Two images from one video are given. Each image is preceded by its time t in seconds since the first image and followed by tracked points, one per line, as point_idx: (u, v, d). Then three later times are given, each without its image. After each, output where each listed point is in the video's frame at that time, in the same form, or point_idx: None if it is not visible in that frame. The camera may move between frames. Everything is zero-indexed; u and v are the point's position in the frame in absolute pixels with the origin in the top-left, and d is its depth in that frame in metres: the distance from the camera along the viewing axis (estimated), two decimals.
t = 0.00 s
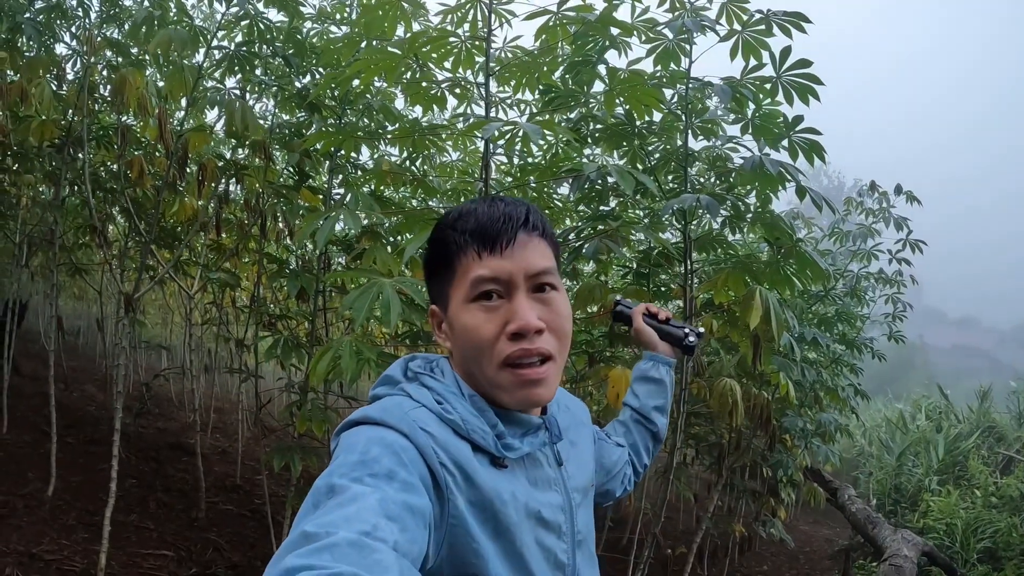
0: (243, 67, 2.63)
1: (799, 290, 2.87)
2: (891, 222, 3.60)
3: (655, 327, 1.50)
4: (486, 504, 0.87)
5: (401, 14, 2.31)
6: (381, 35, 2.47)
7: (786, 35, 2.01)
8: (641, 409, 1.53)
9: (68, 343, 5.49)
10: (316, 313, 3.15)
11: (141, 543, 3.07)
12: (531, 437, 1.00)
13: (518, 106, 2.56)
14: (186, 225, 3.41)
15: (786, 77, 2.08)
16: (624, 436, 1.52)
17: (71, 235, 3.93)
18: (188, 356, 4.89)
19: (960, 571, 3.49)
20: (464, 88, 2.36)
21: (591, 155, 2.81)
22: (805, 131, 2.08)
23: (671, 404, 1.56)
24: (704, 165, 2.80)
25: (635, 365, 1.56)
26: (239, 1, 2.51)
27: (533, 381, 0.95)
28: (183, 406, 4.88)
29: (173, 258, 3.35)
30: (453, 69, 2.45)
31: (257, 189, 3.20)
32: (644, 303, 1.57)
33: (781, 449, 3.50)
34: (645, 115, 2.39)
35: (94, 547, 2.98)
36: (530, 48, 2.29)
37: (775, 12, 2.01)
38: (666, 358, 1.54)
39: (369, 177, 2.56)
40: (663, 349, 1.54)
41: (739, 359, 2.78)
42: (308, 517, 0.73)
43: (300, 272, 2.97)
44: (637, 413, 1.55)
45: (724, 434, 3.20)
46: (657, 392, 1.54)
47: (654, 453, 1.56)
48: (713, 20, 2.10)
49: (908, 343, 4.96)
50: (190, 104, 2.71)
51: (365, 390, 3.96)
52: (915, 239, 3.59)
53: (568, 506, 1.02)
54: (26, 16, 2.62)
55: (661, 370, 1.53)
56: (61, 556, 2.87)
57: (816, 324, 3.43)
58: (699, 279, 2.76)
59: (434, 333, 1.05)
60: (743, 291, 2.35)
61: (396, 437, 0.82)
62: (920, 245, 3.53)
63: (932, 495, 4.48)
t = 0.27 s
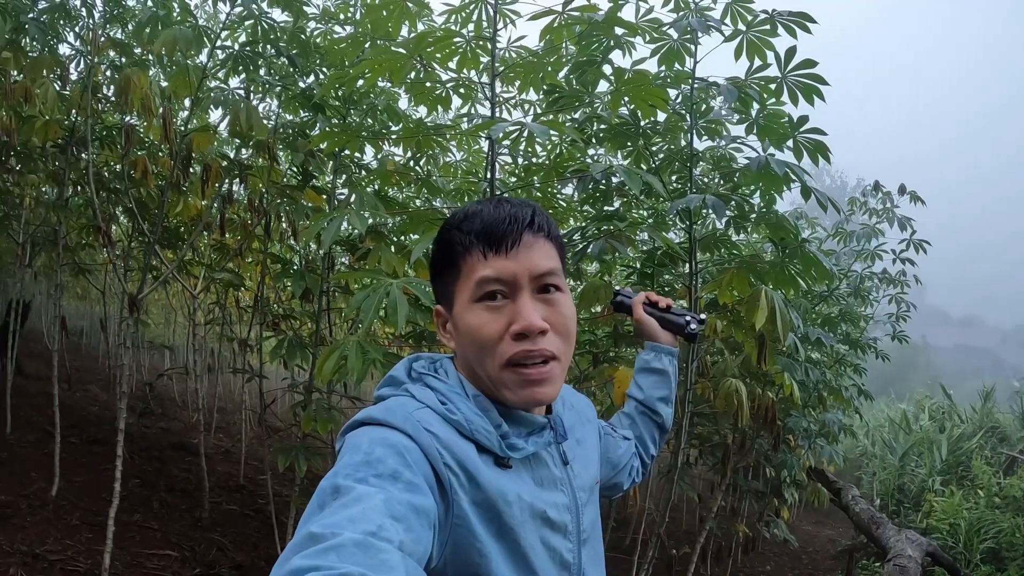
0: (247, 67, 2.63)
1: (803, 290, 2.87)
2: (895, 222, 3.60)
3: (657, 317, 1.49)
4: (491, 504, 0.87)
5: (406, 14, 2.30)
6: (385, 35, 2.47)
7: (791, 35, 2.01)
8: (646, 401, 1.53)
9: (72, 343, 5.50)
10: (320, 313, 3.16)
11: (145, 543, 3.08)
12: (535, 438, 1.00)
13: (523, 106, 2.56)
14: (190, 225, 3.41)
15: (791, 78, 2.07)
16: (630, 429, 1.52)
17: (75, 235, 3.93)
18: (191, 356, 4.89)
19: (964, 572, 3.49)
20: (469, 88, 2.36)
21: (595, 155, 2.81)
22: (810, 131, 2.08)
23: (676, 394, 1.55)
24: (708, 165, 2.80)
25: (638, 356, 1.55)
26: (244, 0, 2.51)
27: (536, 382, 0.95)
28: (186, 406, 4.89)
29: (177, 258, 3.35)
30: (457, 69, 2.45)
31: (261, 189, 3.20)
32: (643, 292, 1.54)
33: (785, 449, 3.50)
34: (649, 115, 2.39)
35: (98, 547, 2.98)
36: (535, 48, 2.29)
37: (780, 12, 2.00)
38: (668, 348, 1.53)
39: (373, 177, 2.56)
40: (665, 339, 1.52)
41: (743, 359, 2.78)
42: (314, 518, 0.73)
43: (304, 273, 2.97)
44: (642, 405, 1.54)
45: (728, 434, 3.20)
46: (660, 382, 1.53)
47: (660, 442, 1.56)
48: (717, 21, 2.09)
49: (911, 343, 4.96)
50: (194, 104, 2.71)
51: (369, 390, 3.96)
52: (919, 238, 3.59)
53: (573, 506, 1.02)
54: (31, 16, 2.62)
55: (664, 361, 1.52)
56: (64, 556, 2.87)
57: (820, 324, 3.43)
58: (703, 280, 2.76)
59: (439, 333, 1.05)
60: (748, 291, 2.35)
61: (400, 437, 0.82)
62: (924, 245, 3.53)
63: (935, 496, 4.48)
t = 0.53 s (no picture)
0: (249, 67, 2.63)
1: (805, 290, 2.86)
2: (897, 222, 3.59)
3: (647, 322, 1.46)
4: (485, 507, 0.87)
5: (407, 14, 2.30)
6: (386, 35, 2.46)
7: (793, 34, 2.01)
8: (639, 409, 1.53)
9: (74, 343, 5.51)
10: (322, 313, 3.16)
11: (147, 543, 3.08)
12: (530, 441, 1.00)
13: (525, 106, 2.56)
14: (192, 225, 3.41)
15: (792, 77, 2.07)
16: (624, 436, 1.52)
17: (77, 235, 3.94)
18: (193, 356, 4.90)
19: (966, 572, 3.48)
20: (470, 89, 2.36)
21: (596, 155, 2.81)
22: (812, 131, 2.07)
23: (668, 401, 1.55)
24: (710, 165, 2.80)
25: (629, 364, 1.54)
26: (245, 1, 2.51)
27: (532, 382, 0.95)
28: (188, 406, 4.89)
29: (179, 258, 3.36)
30: (458, 69, 2.45)
31: (263, 189, 3.20)
32: (632, 296, 1.49)
33: (787, 449, 3.50)
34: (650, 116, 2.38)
35: (99, 547, 2.99)
36: (536, 48, 2.29)
37: (781, 11, 2.00)
38: (659, 355, 1.51)
39: (374, 177, 2.56)
40: (656, 346, 1.51)
41: (745, 360, 2.78)
42: (309, 520, 0.73)
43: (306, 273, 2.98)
44: (635, 412, 1.54)
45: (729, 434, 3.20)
46: (652, 389, 1.53)
47: (655, 448, 1.56)
48: (718, 20, 2.09)
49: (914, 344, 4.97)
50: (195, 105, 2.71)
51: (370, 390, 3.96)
52: (921, 238, 3.58)
53: (568, 510, 1.02)
54: (32, 17, 2.62)
55: (655, 368, 1.51)
56: (66, 556, 2.87)
57: (822, 325, 3.42)
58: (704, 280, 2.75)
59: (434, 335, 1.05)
60: (749, 291, 2.34)
61: (394, 441, 0.82)
62: (926, 245, 3.52)
63: (938, 496, 4.47)
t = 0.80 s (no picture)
0: (248, 68, 2.63)
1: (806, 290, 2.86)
2: (899, 222, 3.58)
3: (645, 328, 1.46)
4: (479, 512, 0.87)
5: (406, 15, 2.30)
6: (386, 36, 2.46)
7: (793, 34, 2.00)
8: (636, 415, 1.52)
9: (76, 343, 5.53)
10: (322, 314, 3.16)
11: (147, 543, 3.09)
12: (525, 446, 1.00)
13: (525, 106, 2.55)
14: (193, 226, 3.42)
15: (793, 78, 2.06)
16: (621, 441, 1.52)
17: (78, 236, 3.95)
18: (195, 356, 4.91)
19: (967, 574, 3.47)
20: (470, 89, 2.36)
21: (597, 155, 2.80)
22: (812, 131, 2.07)
23: (667, 407, 1.55)
24: (711, 165, 2.79)
25: (627, 369, 1.53)
26: (244, 2, 2.51)
27: (527, 387, 0.94)
28: (190, 406, 4.90)
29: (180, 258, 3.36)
30: (458, 69, 2.45)
31: (263, 190, 3.20)
32: (630, 303, 1.50)
33: (788, 450, 3.49)
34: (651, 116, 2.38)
35: (100, 547, 2.99)
36: (536, 49, 2.29)
37: (781, 11, 1.99)
38: (657, 361, 1.51)
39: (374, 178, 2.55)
40: (654, 352, 1.50)
41: (746, 361, 2.77)
42: (305, 523, 0.73)
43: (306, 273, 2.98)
44: (632, 418, 1.54)
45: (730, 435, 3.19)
46: (650, 395, 1.52)
47: (652, 455, 1.56)
48: (719, 20, 2.08)
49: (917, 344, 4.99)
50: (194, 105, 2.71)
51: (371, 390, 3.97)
52: (923, 238, 3.57)
53: (562, 515, 1.02)
54: (33, 18, 2.62)
55: (652, 374, 1.50)
56: (67, 556, 2.88)
57: (824, 325, 3.41)
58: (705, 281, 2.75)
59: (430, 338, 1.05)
60: (749, 292, 2.34)
61: (390, 444, 0.82)
62: (928, 245, 3.51)
63: (939, 497, 4.46)
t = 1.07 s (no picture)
0: (249, 69, 2.63)
1: (808, 290, 2.85)
2: (900, 222, 3.57)
3: (644, 329, 1.46)
4: (477, 515, 0.87)
5: (405, 16, 2.30)
6: (385, 36, 2.46)
7: (793, 34, 1.99)
8: (634, 416, 1.52)
9: (78, 343, 5.54)
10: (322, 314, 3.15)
11: (148, 543, 3.09)
12: (523, 449, 0.99)
13: (525, 106, 2.55)
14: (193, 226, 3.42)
15: (793, 77, 2.06)
16: (619, 443, 1.51)
17: (79, 236, 3.95)
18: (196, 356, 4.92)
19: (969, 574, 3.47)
20: (470, 89, 2.35)
21: (597, 155, 2.80)
22: (813, 131, 2.06)
23: (666, 409, 1.54)
24: (712, 165, 2.78)
25: (625, 371, 1.53)
26: (244, 2, 2.51)
27: (523, 389, 0.94)
28: (191, 406, 4.91)
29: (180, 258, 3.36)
30: (458, 69, 2.44)
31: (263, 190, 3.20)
32: (629, 305, 1.50)
33: (789, 450, 3.49)
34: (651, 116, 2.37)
35: (101, 548, 3.00)
36: (536, 48, 2.28)
37: (781, 11, 1.99)
38: (656, 362, 1.50)
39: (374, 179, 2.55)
40: (652, 353, 1.50)
41: (747, 361, 2.76)
42: (303, 525, 0.73)
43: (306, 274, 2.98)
44: (631, 420, 1.53)
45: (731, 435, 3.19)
46: (649, 396, 1.52)
47: (651, 456, 1.56)
48: (719, 19, 2.08)
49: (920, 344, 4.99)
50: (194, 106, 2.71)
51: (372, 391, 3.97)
52: (925, 238, 3.56)
53: (559, 518, 1.02)
54: (33, 19, 2.63)
55: (651, 376, 1.50)
56: (68, 557, 2.89)
57: (825, 325, 3.41)
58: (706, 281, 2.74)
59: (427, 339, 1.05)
60: (750, 292, 2.33)
61: (388, 446, 0.81)
62: (929, 245, 3.50)
63: (941, 497, 4.45)
